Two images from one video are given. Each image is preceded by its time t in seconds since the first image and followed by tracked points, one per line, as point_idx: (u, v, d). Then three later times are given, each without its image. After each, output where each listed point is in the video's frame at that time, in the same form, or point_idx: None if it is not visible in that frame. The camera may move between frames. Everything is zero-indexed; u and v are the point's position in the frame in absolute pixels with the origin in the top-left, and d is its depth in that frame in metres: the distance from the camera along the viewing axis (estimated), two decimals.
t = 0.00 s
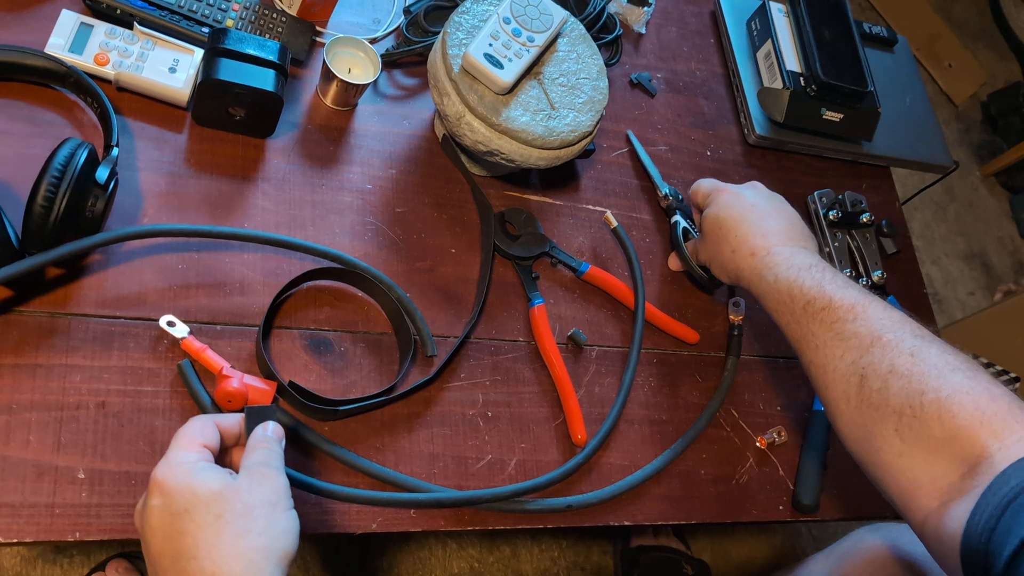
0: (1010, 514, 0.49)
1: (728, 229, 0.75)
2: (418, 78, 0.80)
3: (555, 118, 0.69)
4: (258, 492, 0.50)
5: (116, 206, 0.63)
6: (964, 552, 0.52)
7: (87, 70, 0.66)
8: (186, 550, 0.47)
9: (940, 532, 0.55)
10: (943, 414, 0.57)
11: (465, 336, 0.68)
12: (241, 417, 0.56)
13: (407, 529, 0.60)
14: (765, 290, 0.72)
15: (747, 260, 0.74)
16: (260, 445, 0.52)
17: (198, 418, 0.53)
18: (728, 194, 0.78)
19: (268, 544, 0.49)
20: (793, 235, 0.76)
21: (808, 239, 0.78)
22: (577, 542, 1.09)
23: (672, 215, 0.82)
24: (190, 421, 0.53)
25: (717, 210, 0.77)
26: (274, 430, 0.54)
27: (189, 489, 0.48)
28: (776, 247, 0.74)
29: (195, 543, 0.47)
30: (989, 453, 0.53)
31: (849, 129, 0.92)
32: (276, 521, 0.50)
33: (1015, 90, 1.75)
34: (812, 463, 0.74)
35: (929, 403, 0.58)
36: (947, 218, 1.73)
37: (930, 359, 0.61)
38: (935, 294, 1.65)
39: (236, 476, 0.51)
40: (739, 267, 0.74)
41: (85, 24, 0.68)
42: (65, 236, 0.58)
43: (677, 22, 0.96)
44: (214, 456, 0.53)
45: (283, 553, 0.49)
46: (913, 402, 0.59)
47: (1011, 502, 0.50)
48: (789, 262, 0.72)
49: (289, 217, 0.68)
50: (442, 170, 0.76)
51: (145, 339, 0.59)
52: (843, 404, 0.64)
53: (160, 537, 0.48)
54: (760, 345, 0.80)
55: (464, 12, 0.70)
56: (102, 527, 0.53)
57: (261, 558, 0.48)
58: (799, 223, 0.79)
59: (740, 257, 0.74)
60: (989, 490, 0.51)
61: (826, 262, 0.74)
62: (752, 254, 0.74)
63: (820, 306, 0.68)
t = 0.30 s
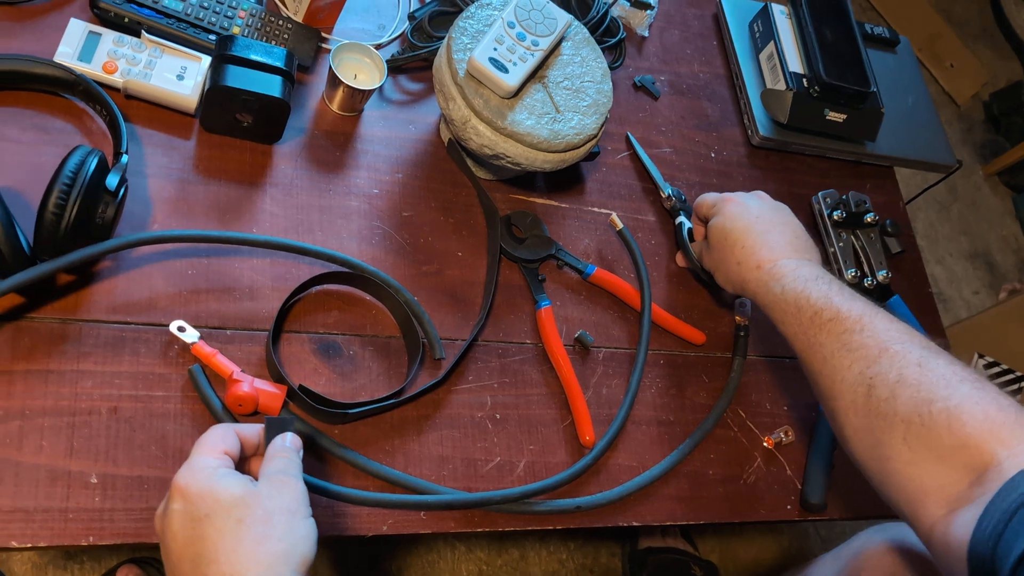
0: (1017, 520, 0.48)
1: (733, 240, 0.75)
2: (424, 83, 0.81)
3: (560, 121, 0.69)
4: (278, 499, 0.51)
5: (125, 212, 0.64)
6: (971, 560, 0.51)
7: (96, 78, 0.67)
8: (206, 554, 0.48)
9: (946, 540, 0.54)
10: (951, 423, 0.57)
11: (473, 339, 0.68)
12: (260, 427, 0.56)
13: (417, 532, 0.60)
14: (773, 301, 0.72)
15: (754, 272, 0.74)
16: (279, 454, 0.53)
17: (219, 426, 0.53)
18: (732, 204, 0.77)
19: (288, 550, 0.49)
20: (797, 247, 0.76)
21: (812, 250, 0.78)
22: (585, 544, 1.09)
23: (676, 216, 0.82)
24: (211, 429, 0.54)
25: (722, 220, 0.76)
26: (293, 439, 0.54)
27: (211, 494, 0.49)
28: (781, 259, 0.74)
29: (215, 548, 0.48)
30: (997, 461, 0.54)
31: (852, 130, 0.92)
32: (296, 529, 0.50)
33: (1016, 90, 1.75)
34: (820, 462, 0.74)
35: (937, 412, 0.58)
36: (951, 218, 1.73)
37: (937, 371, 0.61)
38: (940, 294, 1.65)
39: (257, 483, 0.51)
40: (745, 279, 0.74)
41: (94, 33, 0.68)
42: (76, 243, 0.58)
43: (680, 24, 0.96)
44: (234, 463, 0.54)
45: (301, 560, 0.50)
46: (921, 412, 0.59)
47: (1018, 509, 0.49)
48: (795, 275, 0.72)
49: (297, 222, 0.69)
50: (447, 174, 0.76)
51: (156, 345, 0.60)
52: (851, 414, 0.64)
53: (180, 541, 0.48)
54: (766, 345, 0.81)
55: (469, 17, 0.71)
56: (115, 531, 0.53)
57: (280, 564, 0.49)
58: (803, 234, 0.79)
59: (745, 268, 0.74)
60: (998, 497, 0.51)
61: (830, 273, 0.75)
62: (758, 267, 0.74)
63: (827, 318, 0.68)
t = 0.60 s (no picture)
0: None
1: (730, 247, 0.75)
2: (428, 87, 0.81)
3: (565, 124, 0.69)
4: (292, 496, 0.51)
5: (133, 219, 0.64)
6: (989, 554, 0.51)
7: (102, 85, 0.67)
8: (220, 552, 0.48)
9: (966, 536, 0.55)
10: (965, 424, 0.57)
11: (481, 342, 0.68)
12: (272, 428, 0.56)
13: (427, 536, 0.60)
14: (778, 305, 0.72)
15: (755, 276, 0.73)
16: (291, 454, 0.53)
17: (231, 426, 0.54)
18: (725, 211, 0.77)
19: (302, 548, 0.49)
20: (798, 244, 0.76)
21: (816, 247, 0.77)
22: (593, 548, 1.09)
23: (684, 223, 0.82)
24: (222, 429, 0.54)
25: (715, 229, 0.77)
26: (304, 439, 0.55)
27: (225, 492, 0.49)
28: (781, 259, 0.73)
29: (230, 544, 0.48)
30: (1013, 461, 0.54)
31: (857, 130, 0.92)
32: (310, 525, 0.50)
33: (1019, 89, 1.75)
34: (829, 463, 0.74)
35: (950, 413, 0.58)
36: (955, 218, 1.73)
37: (947, 369, 0.61)
38: (946, 294, 1.65)
39: (269, 481, 0.52)
40: (746, 284, 0.74)
41: (99, 40, 0.69)
42: (84, 249, 0.58)
43: (683, 27, 0.97)
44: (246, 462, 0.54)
45: (315, 556, 0.50)
46: (934, 414, 0.59)
47: None
48: (796, 275, 0.72)
49: (304, 227, 0.69)
50: (453, 178, 0.76)
51: (164, 351, 0.59)
52: (863, 416, 0.64)
53: (194, 539, 0.48)
54: (773, 346, 0.81)
55: (474, 21, 0.71)
56: (125, 538, 0.53)
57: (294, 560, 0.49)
58: (802, 229, 0.78)
59: (745, 274, 0.74)
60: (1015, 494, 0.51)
61: (836, 270, 0.74)
62: (758, 271, 0.73)
63: (832, 320, 0.68)
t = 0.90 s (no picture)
0: None
1: (717, 254, 0.76)
2: (431, 93, 0.81)
3: (568, 128, 0.69)
4: (295, 506, 0.51)
5: (137, 227, 0.64)
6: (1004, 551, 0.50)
7: (105, 93, 0.67)
8: (224, 562, 0.48)
9: (981, 534, 0.54)
10: (968, 421, 0.57)
11: (485, 347, 0.68)
12: (274, 440, 0.56)
13: (434, 542, 0.59)
14: (775, 308, 0.72)
15: (745, 281, 0.74)
16: (293, 464, 0.53)
17: (234, 437, 0.54)
18: (709, 221, 0.78)
19: (307, 556, 0.49)
20: (789, 243, 0.76)
21: (809, 242, 0.77)
22: (598, 553, 1.09)
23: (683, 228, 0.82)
24: (225, 440, 0.54)
25: (702, 238, 0.77)
26: (307, 450, 0.55)
27: (229, 501, 0.49)
28: (768, 260, 0.74)
29: (234, 554, 0.48)
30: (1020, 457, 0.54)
31: (860, 132, 0.92)
32: (314, 535, 0.50)
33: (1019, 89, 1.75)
34: (835, 466, 0.74)
35: (954, 410, 0.58)
36: (957, 218, 1.73)
37: (948, 363, 0.61)
38: (949, 295, 1.64)
39: (273, 491, 0.52)
40: (742, 289, 0.74)
41: (103, 48, 0.69)
42: (88, 257, 0.58)
43: (684, 30, 0.97)
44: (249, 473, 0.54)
45: (320, 566, 0.50)
46: (938, 411, 0.59)
47: None
48: (786, 276, 0.72)
49: (308, 234, 0.69)
50: (456, 183, 0.76)
51: (169, 359, 0.59)
52: (871, 414, 0.64)
53: (198, 550, 0.48)
54: (778, 349, 0.80)
55: (476, 26, 0.71)
56: (132, 547, 0.53)
57: (299, 570, 0.48)
58: (793, 227, 0.78)
59: (739, 279, 0.74)
60: None
61: (833, 264, 0.74)
62: (750, 275, 0.74)
63: (826, 321, 0.68)
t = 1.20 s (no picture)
0: None
1: (716, 240, 0.74)
2: (430, 96, 0.81)
3: (568, 130, 0.69)
4: (299, 507, 0.50)
5: (137, 232, 0.64)
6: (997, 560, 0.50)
7: (104, 99, 0.67)
8: (228, 563, 0.48)
9: (972, 536, 0.53)
10: (972, 417, 0.56)
11: (486, 350, 0.68)
12: (278, 443, 0.56)
13: (436, 546, 0.59)
14: (772, 300, 0.71)
15: (746, 268, 0.73)
16: (297, 467, 0.53)
17: (238, 440, 0.54)
18: (707, 207, 0.77)
19: (310, 558, 0.49)
20: (789, 241, 0.75)
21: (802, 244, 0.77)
22: (600, 556, 1.08)
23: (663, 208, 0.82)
24: (230, 443, 0.54)
25: (704, 220, 0.76)
26: (311, 454, 0.55)
27: (233, 503, 0.49)
28: (770, 251, 0.73)
29: (238, 555, 0.48)
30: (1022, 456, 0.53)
31: (859, 132, 0.92)
32: (317, 537, 0.50)
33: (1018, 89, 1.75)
34: (837, 467, 0.74)
35: (958, 407, 0.57)
36: (957, 218, 1.73)
37: (952, 365, 0.61)
38: (949, 295, 1.64)
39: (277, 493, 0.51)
40: (738, 276, 0.73)
41: (101, 54, 0.69)
42: (88, 263, 0.58)
43: (683, 32, 0.97)
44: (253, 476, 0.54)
45: (324, 568, 0.49)
46: (941, 407, 0.58)
47: None
48: (789, 269, 0.71)
49: (308, 238, 0.69)
50: (456, 187, 0.76)
51: (170, 364, 0.59)
52: (864, 410, 0.63)
53: (202, 551, 0.48)
54: (780, 350, 0.80)
55: (475, 29, 0.71)
56: (133, 553, 0.53)
57: (302, 572, 0.48)
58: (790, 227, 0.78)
59: (738, 265, 0.73)
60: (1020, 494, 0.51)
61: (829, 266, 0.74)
62: (751, 263, 0.72)
63: (830, 313, 0.67)
